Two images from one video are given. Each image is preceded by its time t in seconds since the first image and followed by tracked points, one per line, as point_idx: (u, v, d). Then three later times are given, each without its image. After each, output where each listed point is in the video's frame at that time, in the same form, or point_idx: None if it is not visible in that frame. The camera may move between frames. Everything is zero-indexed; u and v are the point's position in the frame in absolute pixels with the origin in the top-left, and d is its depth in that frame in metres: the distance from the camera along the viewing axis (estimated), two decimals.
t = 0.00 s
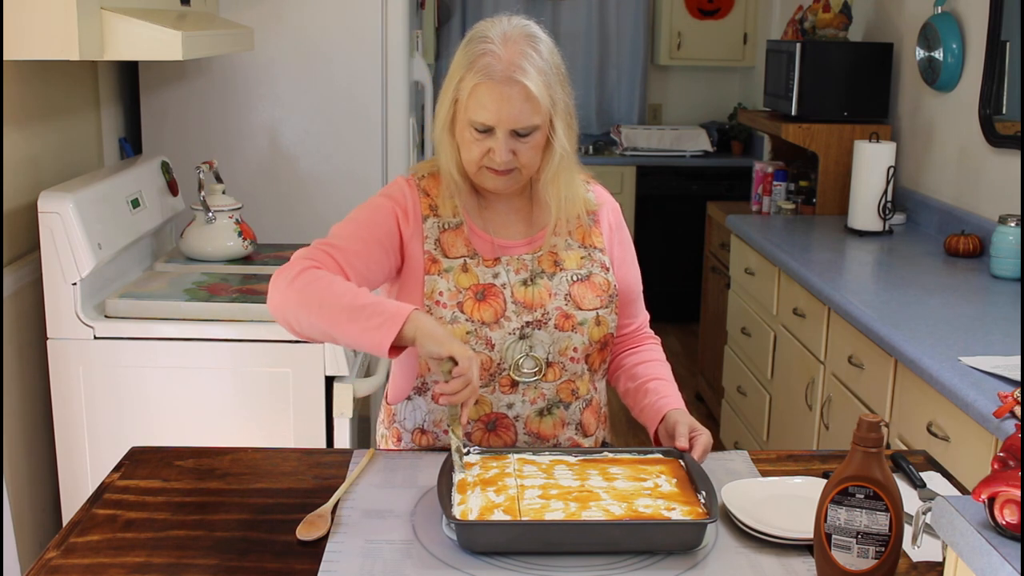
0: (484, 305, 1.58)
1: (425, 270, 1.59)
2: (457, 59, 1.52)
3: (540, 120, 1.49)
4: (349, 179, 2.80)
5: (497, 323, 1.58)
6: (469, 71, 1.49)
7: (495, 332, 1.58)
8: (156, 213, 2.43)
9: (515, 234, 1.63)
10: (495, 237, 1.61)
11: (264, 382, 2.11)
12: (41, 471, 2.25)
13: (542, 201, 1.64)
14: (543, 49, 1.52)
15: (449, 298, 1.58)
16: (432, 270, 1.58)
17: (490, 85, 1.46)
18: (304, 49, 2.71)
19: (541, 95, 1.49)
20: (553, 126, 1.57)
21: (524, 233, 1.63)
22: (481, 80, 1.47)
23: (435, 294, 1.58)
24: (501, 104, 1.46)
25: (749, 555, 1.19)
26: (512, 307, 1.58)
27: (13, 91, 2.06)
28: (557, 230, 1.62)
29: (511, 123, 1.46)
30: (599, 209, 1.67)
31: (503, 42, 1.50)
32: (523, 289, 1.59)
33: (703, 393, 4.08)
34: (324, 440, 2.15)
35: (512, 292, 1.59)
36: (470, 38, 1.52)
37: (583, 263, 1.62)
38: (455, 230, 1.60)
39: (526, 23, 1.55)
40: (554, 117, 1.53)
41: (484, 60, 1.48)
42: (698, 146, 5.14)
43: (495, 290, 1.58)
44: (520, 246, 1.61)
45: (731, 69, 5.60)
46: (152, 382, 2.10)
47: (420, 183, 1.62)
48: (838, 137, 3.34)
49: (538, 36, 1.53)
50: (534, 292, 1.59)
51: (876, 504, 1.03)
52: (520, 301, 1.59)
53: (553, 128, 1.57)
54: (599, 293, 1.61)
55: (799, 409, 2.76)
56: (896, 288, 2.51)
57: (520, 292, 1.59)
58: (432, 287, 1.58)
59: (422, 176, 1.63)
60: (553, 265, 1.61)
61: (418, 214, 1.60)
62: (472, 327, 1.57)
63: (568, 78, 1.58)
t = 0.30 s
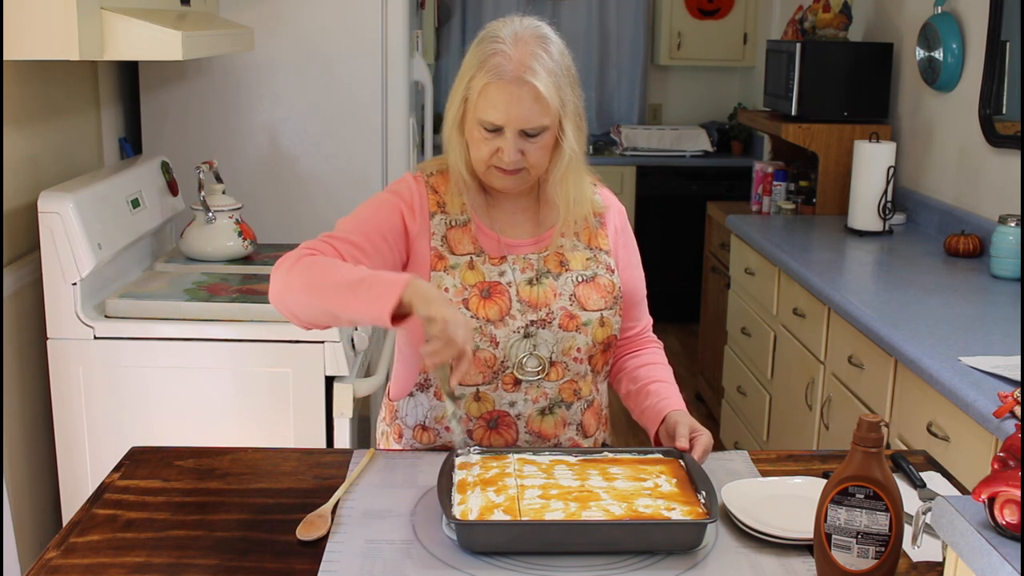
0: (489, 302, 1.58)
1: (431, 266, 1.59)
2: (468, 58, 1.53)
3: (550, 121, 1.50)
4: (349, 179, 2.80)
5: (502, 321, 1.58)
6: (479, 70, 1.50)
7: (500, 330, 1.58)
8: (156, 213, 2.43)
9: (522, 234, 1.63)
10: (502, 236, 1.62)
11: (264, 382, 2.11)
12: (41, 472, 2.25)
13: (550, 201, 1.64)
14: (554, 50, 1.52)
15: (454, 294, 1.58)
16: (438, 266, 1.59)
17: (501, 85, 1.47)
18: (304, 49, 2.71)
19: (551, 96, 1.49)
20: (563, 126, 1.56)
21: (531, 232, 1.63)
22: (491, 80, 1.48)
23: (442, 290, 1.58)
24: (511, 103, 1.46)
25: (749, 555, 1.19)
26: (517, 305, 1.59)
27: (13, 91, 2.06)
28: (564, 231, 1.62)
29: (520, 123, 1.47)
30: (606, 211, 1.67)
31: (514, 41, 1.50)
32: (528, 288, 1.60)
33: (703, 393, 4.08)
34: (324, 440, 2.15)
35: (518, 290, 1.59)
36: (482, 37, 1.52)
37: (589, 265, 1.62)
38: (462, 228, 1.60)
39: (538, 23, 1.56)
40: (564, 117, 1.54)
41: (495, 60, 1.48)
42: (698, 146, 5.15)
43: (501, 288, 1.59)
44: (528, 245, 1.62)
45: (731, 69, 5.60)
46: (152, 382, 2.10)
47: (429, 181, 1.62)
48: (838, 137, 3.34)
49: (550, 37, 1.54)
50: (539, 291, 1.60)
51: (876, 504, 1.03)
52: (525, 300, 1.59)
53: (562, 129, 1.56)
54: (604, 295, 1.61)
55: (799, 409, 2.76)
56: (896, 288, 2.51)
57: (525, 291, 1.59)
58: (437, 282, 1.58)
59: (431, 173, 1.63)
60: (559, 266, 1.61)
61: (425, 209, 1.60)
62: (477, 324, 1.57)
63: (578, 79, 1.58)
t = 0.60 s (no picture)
0: (492, 297, 1.59)
1: (436, 259, 1.61)
2: (480, 57, 1.55)
3: (558, 121, 1.51)
4: (349, 179, 2.80)
5: (505, 316, 1.59)
6: (490, 68, 1.51)
7: (502, 324, 1.59)
8: (156, 213, 2.43)
9: (530, 231, 1.64)
10: (509, 232, 1.63)
11: (264, 382, 2.11)
12: (41, 472, 2.25)
13: (558, 200, 1.65)
14: (564, 50, 1.53)
15: (458, 287, 1.59)
16: (443, 260, 1.61)
17: (511, 83, 1.48)
18: (304, 50, 2.72)
19: (560, 96, 1.50)
20: (571, 127, 1.56)
21: (539, 230, 1.65)
22: (502, 78, 1.49)
23: (445, 283, 1.60)
24: (520, 102, 1.47)
25: (749, 555, 1.19)
26: (520, 301, 1.60)
27: (13, 90, 2.06)
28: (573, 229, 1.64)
29: (529, 122, 1.48)
30: (616, 213, 1.68)
31: (525, 41, 1.52)
32: (533, 285, 1.60)
33: (703, 393, 4.08)
34: (324, 440, 2.15)
35: (522, 286, 1.60)
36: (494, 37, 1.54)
37: (595, 264, 1.63)
38: (469, 223, 1.62)
39: (551, 24, 1.57)
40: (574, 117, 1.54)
41: (505, 59, 1.50)
42: (698, 146, 5.15)
43: (505, 284, 1.60)
44: (535, 242, 1.63)
45: (731, 69, 5.60)
46: (152, 382, 2.10)
47: (439, 176, 1.65)
48: (838, 137, 3.34)
49: (561, 37, 1.55)
50: (543, 289, 1.60)
51: (876, 504, 1.03)
52: (529, 297, 1.60)
53: (572, 131, 1.57)
54: (609, 294, 1.62)
55: (800, 409, 2.76)
56: (896, 288, 2.51)
57: (529, 288, 1.60)
58: (441, 276, 1.60)
59: (442, 169, 1.66)
60: (565, 264, 1.62)
61: (434, 205, 1.63)
62: (479, 318, 1.58)
63: (590, 80, 1.59)
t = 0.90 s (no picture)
0: (508, 294, 1.59)
1: (453, 256, 1.61)
2: (499, 56, 1.55)
3: (575, 121, 1.52)
4: (349, 179, 2.80)
5: (520, 313, 1.59)
6: (508, 68, 1.52)
7: (517, 322, 1.59)
8: (156, 213, 2.43)
9: (547, 230, 1.65)
10: (525, 231, 1.64)
11: (264, 382, 2.11)
12: (40, 472, 2.25)
13: (575, 199, 1.65)
14: (583, 51, 1.54)
15: (474, 284, 1.60)
16: (460, 256, 1.61)
17: (528, 83, 1.49)
18: (305, 50, 2.72)
19: (577, 96, 1.51)
20: (588, 129, 1.57)
21: (556, 229, 1.65)
22: (520, 78, 1.50)
23: (461, 279, 1.60)
24: (537, 101, 1.48)
25: (749, 555, 1.19)
26: (536, 300, 1.60)
27: (13, 91, 2.06)
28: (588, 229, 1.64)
29: (545, 122, 1.49)
30: (632, 214, 1.68)
31: (544, 40, 1.52)
32: (549, 284, 1.61)
33: (703, 393, 4.08)
34: (324, 440, 2.15)
35: (537, 285, 1.60)
36: (512, 36, 1.55)
37: (611, 265, 1.63)
38: (486, 221, 1.62)
39: (569, 23, 1.57)
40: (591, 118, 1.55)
41: (523, 59, 1.51)
42: (698, 146, 5.15)
43: (521, 282, 1.60)
44: (552, 241, 1.64)
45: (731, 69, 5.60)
46: (152, 383, 2.10)
47: (457, 173, 1.65)
48: (838, 137, 3.34)
49: (580, 37, 1.55)
50: (559, 288, 1.61)
51: (876, 504, 1.03)
52: (544, 296, 1.60)
53: (589, 131, 1.57)
54: (623, 296, 1.62)
55: (800, 408, 2.76)
56: (896, 288, 2.51)
57: (544, 287, 1.60)
58: (458, 272, 1.60)
59: (460, 166, 1.66)
60: (581, 264, 1.62)
61: (451, 201, 1.63)
62: (494, 315, 1.59)
63: (608, 79, 1.59)
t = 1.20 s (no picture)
0: (521, 295, 1.60)
1: (466, 256, 1.62)
2: (514, 56, 1.55)
3: (589, 122, 1.51)
4: (349, 179, 2.80)
5: (533, 314, 1.60)
6: (523, 68, 1.52)
7: (530, 323, 1.60)
8: (155, 213, 2.43)
9: (559, 230, 1.65)
10: (538, 231, 1.64)
11: (264, 382, 2.11)
12: (40, 472, 2.25)
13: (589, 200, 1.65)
14: (597, 52, 1.54)
15: (487, 285, 1.61)
16: (473, 257, 1.61)
17: (542, 83, 1.49)
18: (305, 50, 2.72)
19: (591, 97, 1.50)
20: (603, 130, 1.57)
21: (569, 230, 1.65)
22: (534, 78, 1.50)
23: (474, 280, 1.61)
24: (551, 102, 1.48)
25: (749, 555, 1.18)
26: (548, 301, 1.61)
27: (13, 91, 2.06)
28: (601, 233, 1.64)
29: (559, 123, 1.49)
30: (643, 215, 1.68)
31: (559, 41, 1.52)
32: (561, 285, 1.61)
33: (703, 393, 4.08)
34: (324, 440, 2.15)
35: (550, 286, 1.61)
36: (527, 37, 1.55)
37: (623, 266, 1.63)
38: (499, 221, 1.62)
39: (584, 23, 1.57)
40: (605, 119, 1.55)
41: (537, 59, 1.51)
42: (698, 145, 5.15)
43: (534, 283, 1.61)
44: (565, 243, 1.64)
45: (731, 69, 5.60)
46: (152, 383, 2.10)
47: (470, 172, 1.65)
48: (838, 137, 3.34)
49: (594, 38, 1.55)
50: (571, 289, 1.61)
51: (876, 504, 1.03)
52: (557, 297, 1.61)
53: (604, 132, 1.57)
54: (635, 297, 1.62)
55: (800, 408, 2.76)
56: (896, 288, 2.51)
57: (557, 288, 1.61)
58: (471, 273, 1.61)
59: (473, 165, 1.66)
60: (593, 266, 1.63)
61: (464, 201, 1.63)
62: (507, 316, 1.60)
63: (623, 80, 1.59)
